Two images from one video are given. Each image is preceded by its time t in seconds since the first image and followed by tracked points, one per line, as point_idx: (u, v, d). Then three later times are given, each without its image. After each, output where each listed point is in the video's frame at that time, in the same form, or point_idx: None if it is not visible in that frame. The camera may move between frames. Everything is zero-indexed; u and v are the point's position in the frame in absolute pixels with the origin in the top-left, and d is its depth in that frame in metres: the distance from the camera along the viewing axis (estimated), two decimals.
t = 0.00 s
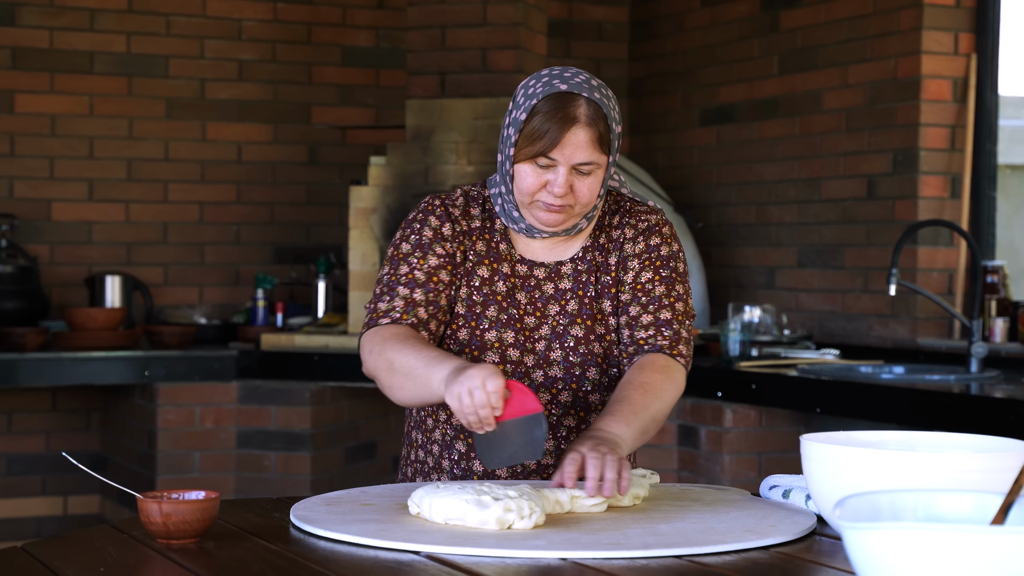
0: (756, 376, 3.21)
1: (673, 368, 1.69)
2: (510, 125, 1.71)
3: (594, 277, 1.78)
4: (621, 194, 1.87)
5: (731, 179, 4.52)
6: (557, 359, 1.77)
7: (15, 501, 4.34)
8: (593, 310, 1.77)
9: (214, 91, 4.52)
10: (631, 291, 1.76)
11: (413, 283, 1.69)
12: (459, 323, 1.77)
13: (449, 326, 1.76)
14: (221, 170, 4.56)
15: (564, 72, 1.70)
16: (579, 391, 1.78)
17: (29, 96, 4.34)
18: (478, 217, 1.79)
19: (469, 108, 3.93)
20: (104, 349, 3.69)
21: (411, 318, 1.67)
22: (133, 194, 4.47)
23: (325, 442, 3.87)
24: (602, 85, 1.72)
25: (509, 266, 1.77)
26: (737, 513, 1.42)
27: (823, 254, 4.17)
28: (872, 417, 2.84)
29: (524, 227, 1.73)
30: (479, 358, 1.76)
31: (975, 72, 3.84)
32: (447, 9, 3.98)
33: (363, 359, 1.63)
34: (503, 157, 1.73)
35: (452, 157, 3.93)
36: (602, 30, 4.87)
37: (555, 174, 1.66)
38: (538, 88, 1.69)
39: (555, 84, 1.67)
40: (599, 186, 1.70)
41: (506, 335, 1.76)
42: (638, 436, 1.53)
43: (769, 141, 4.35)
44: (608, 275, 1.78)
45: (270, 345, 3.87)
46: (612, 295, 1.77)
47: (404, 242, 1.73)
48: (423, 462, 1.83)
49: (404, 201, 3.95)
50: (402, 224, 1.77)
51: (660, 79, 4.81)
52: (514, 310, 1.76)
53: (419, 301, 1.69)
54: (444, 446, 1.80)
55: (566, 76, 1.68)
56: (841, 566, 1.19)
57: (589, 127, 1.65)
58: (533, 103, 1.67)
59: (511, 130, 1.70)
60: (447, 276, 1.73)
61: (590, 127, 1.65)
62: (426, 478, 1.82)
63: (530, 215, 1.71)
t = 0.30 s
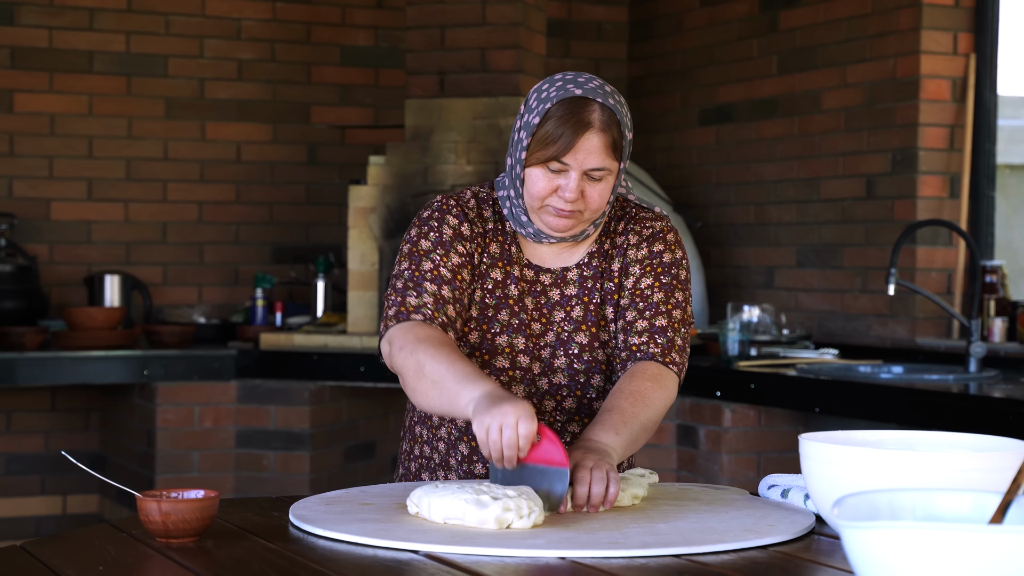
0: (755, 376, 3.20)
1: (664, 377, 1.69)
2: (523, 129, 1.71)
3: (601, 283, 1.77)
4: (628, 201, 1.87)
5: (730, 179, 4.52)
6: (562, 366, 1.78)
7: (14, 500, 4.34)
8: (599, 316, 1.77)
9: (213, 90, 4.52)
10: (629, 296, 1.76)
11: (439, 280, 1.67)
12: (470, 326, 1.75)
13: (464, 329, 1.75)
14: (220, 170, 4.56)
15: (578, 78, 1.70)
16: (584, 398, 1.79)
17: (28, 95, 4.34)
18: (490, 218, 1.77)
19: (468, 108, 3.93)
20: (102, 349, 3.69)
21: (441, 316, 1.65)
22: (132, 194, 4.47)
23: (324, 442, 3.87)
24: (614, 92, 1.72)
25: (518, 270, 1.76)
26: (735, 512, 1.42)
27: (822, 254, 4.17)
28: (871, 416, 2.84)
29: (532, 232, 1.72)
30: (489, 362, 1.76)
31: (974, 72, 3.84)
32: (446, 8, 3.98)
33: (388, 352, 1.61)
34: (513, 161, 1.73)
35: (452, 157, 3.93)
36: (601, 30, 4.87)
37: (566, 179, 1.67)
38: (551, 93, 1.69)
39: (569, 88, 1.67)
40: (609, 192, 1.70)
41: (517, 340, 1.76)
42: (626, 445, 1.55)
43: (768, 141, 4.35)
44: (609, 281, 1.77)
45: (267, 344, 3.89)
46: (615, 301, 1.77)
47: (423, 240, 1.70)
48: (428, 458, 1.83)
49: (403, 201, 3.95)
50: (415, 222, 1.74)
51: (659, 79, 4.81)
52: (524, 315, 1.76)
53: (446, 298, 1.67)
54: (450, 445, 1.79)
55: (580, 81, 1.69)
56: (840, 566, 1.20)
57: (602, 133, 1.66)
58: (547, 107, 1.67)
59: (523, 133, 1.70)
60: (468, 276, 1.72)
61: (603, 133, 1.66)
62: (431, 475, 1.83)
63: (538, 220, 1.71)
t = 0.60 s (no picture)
0: (755, 375, 3.20)
1: (668, 375, 1.69)
2: (517, 127, 1.71)
3: (602, 280, 1.78)
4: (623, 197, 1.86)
5: (729, 179, 4.52)
6: (564, 363, 1.77)
7: (14, 500, 4.35)
8: (600, 313, 1.78)
9: (213, 89, 4.52)
10: (629, 293, 1.76)
11: (451, 281, 1.67)
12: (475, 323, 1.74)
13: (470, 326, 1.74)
14: (219, 169, 4.56)
15: (571, 75, 1.69)
16: (585, 395, 1.79)
17: (27, 95, 4.34)
18: (490, 216, 1.77)
19: (467, 108, 3.93)
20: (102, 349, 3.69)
21: (458, 318, 1.65)
22: (131, 193, 4.47)
23: (323, 442, 3.87)
24: (608, 88, 1.72)
25: (520, 267, 1.76)
26: (735, 512, 1.42)
27: (821, 254, 4.18)
28: (870, 416, 2.84)
29: (529, 230, 1.73)
30: (495, 359, 1.75)
31: (973, 72, 3.85)
32: (445, 7, 3.98)
33: (408, 356, 1.61)
34: (508, 159, 1.73)
35: (451, 156, 3.93)
36: (601, 29, 4.88)
37: (562, 177, 1.67)
38: (545, 91, 1.68)
39: (563, 86, 1.67)
40: (605, 188, 1.70)
41: (521, 337, 1.75)
42: (634, 443, 1.54)
43: (767, 141, 4.35)
44: (608, 278, 1.78)
45: (267, 344, 3.88)
46: (615, 298, 1.78)
47: (429, 238, 1.70)
48: (428, 454, 1.82)
49: (402, 201, 3.95)
50: (416, 220, 1.73)
51: (659, 78, 4.81)
52: (527, 311, 1.75)
53: (461, 298, 1.66)
54: (449, 441, 1.79)
55: (574, 78, 1.68)
56: (840, 565, 1.20)
57: (597, 129, 1.66)
58: (541, 105, 1.67)
59: (518, 132, 1.70)
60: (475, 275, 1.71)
61: (598, 129, 1.66)
62: (432, 471, 1.82)
63: (535, 217, 1.71)
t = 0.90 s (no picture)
0: (755, 375, 3.21)
1: (655, 373, 1.68)
2: (514, 118, 1.71)
3: (594, 272, 1.77)
4: (621, 191, 1.85)
5: (729, 178, 4.52)
6: (549, 351, 1.76)
7: (14, 499, 4.35)
8: (590, 303, 1.76)
9: (213, 89, 4.52)
10: (622, 289, 1.76)
11: (380, 280, 1.72)
12: (447, 316, 1.77)
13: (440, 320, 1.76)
14: (219, 169, 4.56)
15: (568, 67, 1.70)
16: (572, 384, 1.78)
17: (27, 94, 4.34)
18: (468, 211, 1.80)
19: (467, 107, 3.93)
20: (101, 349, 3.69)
21: (372, 317, 1.71)
22: (131, 193, 4.47)
23: (323, 441, 3.86)
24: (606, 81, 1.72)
25: (504, 260, 1.77)
26: (735, 511, 1.42)
27: (821, 254, 4.17)
28: (870, 416, 2.84)
29: (524, 220, 1.73)
30: (468, 350, 1.76)
31: (973, 71, 3.85)
32: (445, 7, 3.98)
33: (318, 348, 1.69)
34: (504, 151, 1.73)
35: (451, 156, 3.93)
36: (600, 29, 4.88)
37: (558, 167, 1.66)
38: (542, 82, 1.69)
39: (560, 77, 1.68)
40: (601, 180, 1.70)
41: (495, 327, 1.76)
42: (609, 426, 1.50)
43: (767, 140, 4.35)
44: (602, 270, 1.77)
45: (267, 343, 3.88)
46: (607, 290, 1.77)
47: (387, 235, 1.75)
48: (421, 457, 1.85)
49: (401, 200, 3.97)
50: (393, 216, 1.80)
51: (659, 78, 4.80)
52: (506, 303, 1.76)
53: (382, 300, 1.72)
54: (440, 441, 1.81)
55: (570, 70, 1.69)
56: (840, 565, 1.20)
57: (594, 120, 1.66)
58: (539, 96, 1.67)
59: (515, 123, 1.70)
60: (421, 274, 1.74)
61: (594, 120, 1.66)
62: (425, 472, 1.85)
63: (531, 208, 1.71)
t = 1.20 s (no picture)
0: (755, 375, 3.21)
1: (615, 372, 1.65)
2: (494, 122, 1.71)
3: (572, 266, 1.77)
4: (601, 185, 1.85)
5: (728, 178, 4.52)
6: (530, 345, 1.76)
7: (14, 499, 4.35)
8: (570, 298, 1.76)
9: (213, 89, 4.52)
10: (599, 286, 1.76)
11: (350, 284, 1.78)
12: (426, 314, 1.78)
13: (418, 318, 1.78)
14: (219, 169, 4.56)
15: (548, 70, 1.70)
16: (553, 377, 1.77)
17: (26, 94, 4.33)
18: (445, 210, 1.82)
19: (467, 106, 3.92)
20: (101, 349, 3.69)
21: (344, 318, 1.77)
22: (131, 193, 4.47)
23: (323, 441, 3.86)
24: (585, 82, 1.72)
25: (483, 257, 1.77)
26: (735, 510, 1.42)
27: (821, 253, 4.17)
28: (870, 416, 2.84)
29: (506, 220, 1.74)
30: (445, 347, 1.76)
31: (973, 71, 3.84)
32: (445, 7, 3.98)
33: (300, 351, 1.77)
34: (486, 154, 1.73)
35: (451, 156, 3.92)
36: (600, 28, 4.88)
37: (540, 171, 1.67)
38: (522, 86, 1.69)
39: (540, 81, 1.68)
40: (583, 181, 1.70)
41: (472, 323, 1.76)
42: (540, 422, 1.50)
43: (767, 140, 4.35)
44: (583, 265, 1.77)
45: (267, 343, 3.83)
46: (588, 286, 1.77)
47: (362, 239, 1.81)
48: (411, 461, 1.85)
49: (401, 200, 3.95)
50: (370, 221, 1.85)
51: (659, 78, 4.80)
52: (483, 299, 1.76)
53: (351, 303, 1.77)
54: (426, 443, 1.83)
55: (550, 74, 1.69)
56: (840, 565, 1.20)
57: (574, 125, 1.66)
58: (519, 101, 1.67)
59: (495, 127, 1.70)
60: (389, 276, 1.78)
61: (575, 125, 1.66)
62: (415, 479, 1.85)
63: (514, 210, 1.72)
